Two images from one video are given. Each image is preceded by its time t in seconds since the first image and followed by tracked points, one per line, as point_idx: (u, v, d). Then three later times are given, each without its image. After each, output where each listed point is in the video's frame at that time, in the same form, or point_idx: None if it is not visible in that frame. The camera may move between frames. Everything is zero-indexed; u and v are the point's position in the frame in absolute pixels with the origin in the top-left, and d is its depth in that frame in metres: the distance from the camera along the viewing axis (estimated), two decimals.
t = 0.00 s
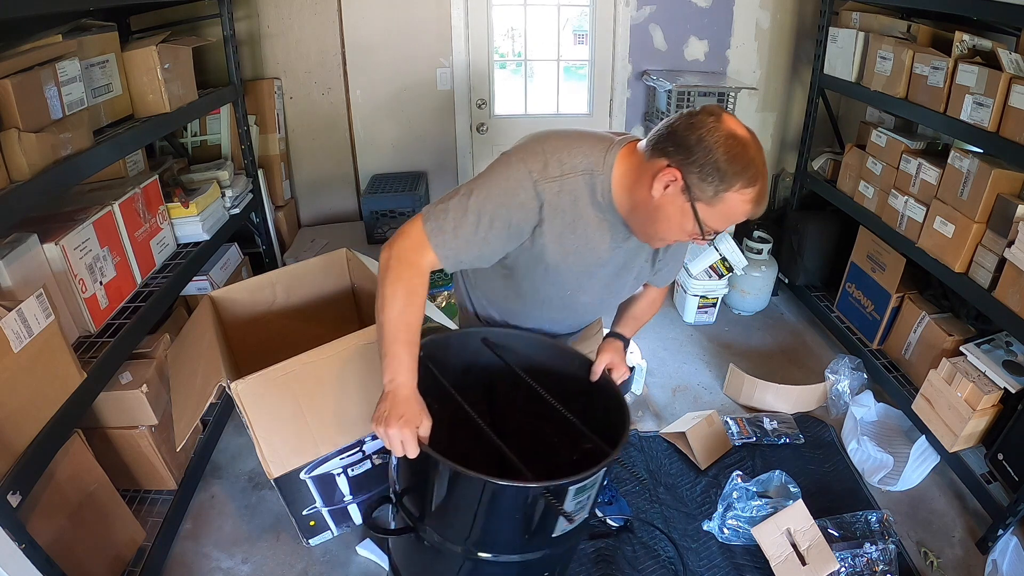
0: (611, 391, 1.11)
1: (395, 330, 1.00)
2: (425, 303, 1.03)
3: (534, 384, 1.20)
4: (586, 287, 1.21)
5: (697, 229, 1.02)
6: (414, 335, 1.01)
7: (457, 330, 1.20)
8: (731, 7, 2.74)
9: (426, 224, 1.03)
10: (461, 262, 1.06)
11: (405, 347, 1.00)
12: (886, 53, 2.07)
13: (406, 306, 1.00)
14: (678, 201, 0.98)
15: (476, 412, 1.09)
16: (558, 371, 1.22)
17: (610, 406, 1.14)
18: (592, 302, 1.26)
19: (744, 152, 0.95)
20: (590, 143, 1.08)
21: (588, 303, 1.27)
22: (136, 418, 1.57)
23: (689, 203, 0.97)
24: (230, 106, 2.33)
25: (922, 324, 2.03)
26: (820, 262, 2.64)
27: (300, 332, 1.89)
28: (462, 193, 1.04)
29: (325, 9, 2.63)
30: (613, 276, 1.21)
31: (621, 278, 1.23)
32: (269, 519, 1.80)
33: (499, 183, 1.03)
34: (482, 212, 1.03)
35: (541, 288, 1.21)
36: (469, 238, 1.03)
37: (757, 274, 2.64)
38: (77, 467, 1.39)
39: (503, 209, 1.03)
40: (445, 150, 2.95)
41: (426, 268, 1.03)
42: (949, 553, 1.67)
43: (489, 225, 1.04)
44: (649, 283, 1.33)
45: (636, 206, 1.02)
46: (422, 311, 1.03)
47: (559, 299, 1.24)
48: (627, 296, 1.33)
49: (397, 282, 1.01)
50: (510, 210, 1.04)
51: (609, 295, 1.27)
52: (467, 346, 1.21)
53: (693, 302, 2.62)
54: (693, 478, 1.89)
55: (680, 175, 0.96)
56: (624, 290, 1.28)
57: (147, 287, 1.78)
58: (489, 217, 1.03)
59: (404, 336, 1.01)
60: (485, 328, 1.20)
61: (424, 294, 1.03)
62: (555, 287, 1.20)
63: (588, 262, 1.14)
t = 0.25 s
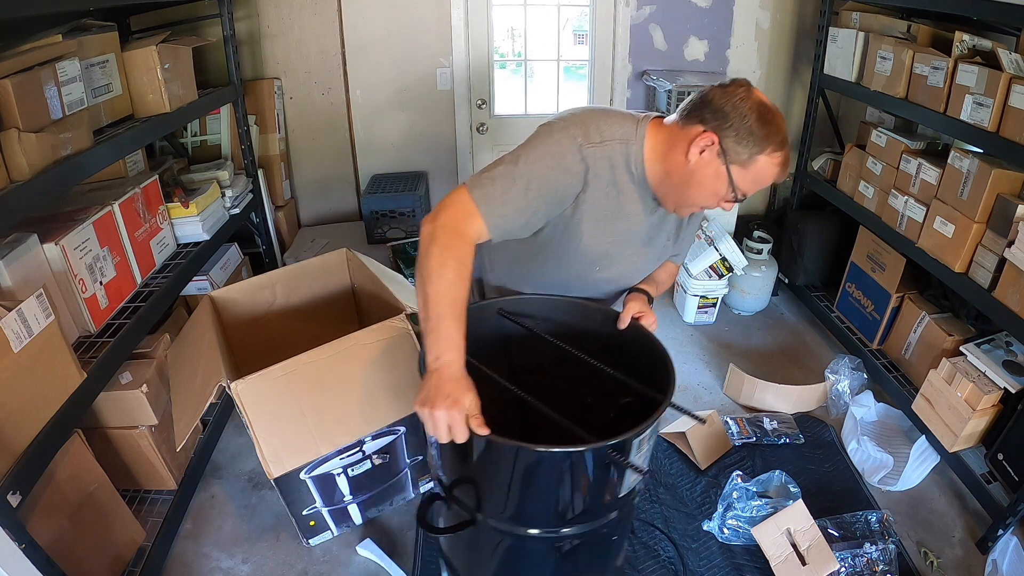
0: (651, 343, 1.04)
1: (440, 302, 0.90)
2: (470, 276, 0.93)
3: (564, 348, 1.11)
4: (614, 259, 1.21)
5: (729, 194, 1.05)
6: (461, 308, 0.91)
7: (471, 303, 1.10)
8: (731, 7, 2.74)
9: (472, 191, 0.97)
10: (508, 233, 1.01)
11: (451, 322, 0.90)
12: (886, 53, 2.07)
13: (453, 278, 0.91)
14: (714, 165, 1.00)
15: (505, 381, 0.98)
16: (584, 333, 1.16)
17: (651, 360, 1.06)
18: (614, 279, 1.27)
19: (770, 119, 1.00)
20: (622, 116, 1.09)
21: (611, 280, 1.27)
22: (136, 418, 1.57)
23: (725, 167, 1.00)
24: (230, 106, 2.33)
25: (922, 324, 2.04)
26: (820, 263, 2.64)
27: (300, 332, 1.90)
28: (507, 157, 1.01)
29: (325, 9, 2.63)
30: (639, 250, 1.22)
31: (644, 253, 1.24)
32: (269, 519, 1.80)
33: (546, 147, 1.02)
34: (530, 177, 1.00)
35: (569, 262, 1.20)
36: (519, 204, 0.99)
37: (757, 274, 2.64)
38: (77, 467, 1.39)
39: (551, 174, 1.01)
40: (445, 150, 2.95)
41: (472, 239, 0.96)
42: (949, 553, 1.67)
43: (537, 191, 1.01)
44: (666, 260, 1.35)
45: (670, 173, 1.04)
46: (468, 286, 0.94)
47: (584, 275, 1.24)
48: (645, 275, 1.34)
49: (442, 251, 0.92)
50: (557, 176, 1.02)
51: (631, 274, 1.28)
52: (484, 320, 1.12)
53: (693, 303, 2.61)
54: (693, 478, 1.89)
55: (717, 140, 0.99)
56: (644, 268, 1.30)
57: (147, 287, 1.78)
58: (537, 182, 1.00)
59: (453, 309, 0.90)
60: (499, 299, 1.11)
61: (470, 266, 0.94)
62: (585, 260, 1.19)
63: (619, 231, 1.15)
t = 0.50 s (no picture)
0: (686, 342, 1.10)
1: (500, 332, 0.92)
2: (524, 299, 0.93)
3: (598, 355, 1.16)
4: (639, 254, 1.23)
5: (746, 179, 1.09)
6: (519, 334, 0.93)
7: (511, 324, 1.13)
8: (731, 7, 2.74)
9: (512, 213, 0.95)
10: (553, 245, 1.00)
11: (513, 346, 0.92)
12: (886, 53, 2.07)
13: (509, 304, 0.92)
14: (734, 152, 1.04)
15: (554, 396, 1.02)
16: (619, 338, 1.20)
17: (685, 356, 1.12)
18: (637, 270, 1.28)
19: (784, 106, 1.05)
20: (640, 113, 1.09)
21: (633, 273, 1.29)
22: (136, 418, 1.57)
23: (743, 153, 1.04)
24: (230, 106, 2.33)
25: (922, 324, 2.04)
26: (820, 263, 2.64)
27: (300, 331, 1.90)
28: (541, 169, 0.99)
29: (325, 9, 2.63)
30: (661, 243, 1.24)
31: (666, 243, 1.26)
32: (269, 519, 1.80)
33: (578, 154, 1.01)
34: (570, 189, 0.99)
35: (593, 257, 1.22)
36: (558, 215, 0.98)
37: (757, 274, 2.64)
38: (77, 467, 1.39)
39: (585, 181, 1.01)
40: (445, 150, 2.94)
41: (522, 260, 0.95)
42: (949, 553, 1.67)
43: (575, 201, 1.00)
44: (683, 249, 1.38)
45: (691, 164, 1.07)
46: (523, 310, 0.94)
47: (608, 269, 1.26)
48: (663, 263, 1.36)
49: (498, 278, 0.91)
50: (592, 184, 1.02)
51: (653, 263, 1.30)
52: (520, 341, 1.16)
53: (693, 302, 2.61)
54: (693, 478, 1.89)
55: (737, 127, 1.02)
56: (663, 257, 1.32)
57: (147, 287, 1.78)
58: (574, 191, 0.99)
59: (512, 336, 0.92)
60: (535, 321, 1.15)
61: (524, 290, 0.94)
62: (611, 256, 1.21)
63: (646, 228, 1.17)
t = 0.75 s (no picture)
0: (710, 355, 1.23)
1: (546, 360, 0.98)
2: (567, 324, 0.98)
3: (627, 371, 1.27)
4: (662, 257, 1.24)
5: (766, 184, 1.08)
6: (564, 360, 0.99)
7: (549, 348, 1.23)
8: (731, 7, 2.74)
9: (552, 237, 0.98)
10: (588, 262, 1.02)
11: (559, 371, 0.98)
12: (886, 53, 2.07)
13: (554, 332, 0.97)
14: (754, 159, 1.03)
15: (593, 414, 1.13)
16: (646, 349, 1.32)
17: (709, 371, 1.24)
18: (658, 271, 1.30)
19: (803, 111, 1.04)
20: (660, 119, 1.09)
21: (654, 274, 1.31)
22: (136, 418, 1.57)
23: (763, 160, 1.03)
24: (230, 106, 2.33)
25: (922, 324, 2.04)
26: (820, 263, 2.64)
27: (300, 331, 1.90)
28: (574, 188, 1.00)
29: (325, 9, 2.63)
30: (682, 243, 1.25)
31: (687, 242, 1.27)
32: (269, 519, 1.80)
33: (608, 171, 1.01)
34: (604, 208, 1.00)
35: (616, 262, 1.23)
36: (591, 233, 1.00)
37: (757, 274, 2.64)
38: (77, 468, 1.39)
39: (616, 196, 1.01)
40: (445, 150, 2.94)
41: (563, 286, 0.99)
42: (949, 553, 1.67)
43: (607, 217, 1.01)
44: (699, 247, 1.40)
45: (710, 170, 1.07)
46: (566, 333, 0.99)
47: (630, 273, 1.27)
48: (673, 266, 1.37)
49: (541, 307, 0.97)
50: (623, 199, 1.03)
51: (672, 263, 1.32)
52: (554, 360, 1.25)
53: (693, 302, 2.61)
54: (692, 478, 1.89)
55: (757, 135, 1.01)
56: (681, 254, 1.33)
57: (147, 287, 1.78)
58: (608, 208, 1.01)
59: (560, 364, 0.98)
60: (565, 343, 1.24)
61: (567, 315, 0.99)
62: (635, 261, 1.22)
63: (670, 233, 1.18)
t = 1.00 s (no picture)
0: (720, 363, 1.26)
1: (570, 370, 0.98)
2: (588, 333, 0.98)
3: (640, 376, 1.31)
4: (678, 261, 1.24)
5: (782, 191, 1.09)
6: (587, 370, 0.99)
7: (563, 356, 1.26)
8: (731, 7, 2.74)
9: (576, 247, 0.97)
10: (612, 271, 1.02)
11: (580, 382, 0.98)
12: (886, 53, 2.07)
13: (578, 342, 0.97)
14: (772, 167, 1.04)
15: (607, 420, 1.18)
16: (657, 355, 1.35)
17: (718, 379, 1.28)
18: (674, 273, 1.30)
19: (817, 120, 1.05)
20: (680, 124, 1.08)
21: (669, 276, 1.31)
22: (136, 418, 1.57)
23: (782, 168, 1.04)
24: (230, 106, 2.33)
25: (921, 324, 2.04)
26: (820, 263, 2.64)
27: (300, 331, 1.90)
28: (599, 198, 0.99)
29: (325, 9, 2.63)
30: (698, 246, 1.25)
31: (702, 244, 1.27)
32: (269, 519, 1.80)
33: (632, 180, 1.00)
34: (628, 218, 0.99)
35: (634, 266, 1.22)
36: (615, 243, 0.99)
37: (757, 274, 2.64)
38: (77, 468, 1.39)
39: (640, 205, 1.00)
40: (445, 150, 2.94)
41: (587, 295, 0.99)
42: (949, 553, 1.67)
43: (631, 228, 1.00)
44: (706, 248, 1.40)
45: (729, 177, 1.07)
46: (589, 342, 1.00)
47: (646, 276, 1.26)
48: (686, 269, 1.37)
49: (564, 317, 0.97)
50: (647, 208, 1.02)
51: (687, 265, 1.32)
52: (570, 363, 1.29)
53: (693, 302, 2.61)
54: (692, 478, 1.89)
55: (777, 143, 1.02)
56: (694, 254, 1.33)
57: (147, 287, 1.78)
58: (632, 219, 1.00)
59: (582, 375, 0.99)
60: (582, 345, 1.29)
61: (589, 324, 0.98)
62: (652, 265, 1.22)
63: (688, 237, 1.17)
